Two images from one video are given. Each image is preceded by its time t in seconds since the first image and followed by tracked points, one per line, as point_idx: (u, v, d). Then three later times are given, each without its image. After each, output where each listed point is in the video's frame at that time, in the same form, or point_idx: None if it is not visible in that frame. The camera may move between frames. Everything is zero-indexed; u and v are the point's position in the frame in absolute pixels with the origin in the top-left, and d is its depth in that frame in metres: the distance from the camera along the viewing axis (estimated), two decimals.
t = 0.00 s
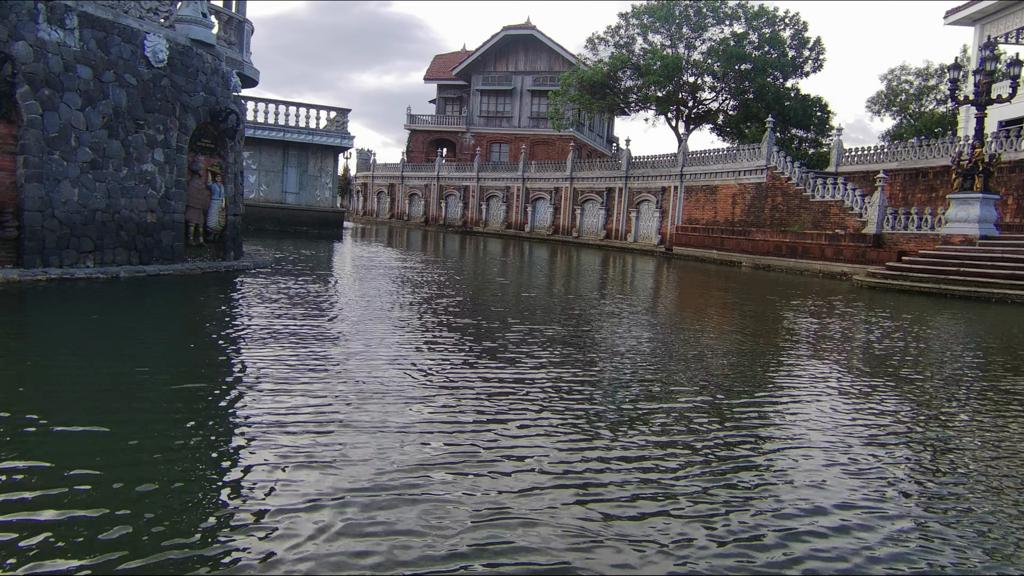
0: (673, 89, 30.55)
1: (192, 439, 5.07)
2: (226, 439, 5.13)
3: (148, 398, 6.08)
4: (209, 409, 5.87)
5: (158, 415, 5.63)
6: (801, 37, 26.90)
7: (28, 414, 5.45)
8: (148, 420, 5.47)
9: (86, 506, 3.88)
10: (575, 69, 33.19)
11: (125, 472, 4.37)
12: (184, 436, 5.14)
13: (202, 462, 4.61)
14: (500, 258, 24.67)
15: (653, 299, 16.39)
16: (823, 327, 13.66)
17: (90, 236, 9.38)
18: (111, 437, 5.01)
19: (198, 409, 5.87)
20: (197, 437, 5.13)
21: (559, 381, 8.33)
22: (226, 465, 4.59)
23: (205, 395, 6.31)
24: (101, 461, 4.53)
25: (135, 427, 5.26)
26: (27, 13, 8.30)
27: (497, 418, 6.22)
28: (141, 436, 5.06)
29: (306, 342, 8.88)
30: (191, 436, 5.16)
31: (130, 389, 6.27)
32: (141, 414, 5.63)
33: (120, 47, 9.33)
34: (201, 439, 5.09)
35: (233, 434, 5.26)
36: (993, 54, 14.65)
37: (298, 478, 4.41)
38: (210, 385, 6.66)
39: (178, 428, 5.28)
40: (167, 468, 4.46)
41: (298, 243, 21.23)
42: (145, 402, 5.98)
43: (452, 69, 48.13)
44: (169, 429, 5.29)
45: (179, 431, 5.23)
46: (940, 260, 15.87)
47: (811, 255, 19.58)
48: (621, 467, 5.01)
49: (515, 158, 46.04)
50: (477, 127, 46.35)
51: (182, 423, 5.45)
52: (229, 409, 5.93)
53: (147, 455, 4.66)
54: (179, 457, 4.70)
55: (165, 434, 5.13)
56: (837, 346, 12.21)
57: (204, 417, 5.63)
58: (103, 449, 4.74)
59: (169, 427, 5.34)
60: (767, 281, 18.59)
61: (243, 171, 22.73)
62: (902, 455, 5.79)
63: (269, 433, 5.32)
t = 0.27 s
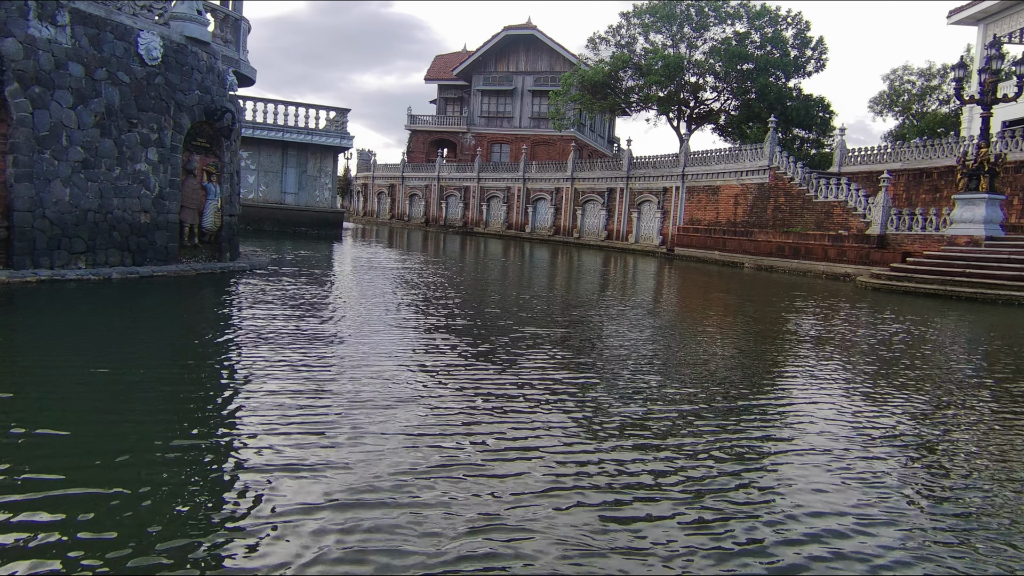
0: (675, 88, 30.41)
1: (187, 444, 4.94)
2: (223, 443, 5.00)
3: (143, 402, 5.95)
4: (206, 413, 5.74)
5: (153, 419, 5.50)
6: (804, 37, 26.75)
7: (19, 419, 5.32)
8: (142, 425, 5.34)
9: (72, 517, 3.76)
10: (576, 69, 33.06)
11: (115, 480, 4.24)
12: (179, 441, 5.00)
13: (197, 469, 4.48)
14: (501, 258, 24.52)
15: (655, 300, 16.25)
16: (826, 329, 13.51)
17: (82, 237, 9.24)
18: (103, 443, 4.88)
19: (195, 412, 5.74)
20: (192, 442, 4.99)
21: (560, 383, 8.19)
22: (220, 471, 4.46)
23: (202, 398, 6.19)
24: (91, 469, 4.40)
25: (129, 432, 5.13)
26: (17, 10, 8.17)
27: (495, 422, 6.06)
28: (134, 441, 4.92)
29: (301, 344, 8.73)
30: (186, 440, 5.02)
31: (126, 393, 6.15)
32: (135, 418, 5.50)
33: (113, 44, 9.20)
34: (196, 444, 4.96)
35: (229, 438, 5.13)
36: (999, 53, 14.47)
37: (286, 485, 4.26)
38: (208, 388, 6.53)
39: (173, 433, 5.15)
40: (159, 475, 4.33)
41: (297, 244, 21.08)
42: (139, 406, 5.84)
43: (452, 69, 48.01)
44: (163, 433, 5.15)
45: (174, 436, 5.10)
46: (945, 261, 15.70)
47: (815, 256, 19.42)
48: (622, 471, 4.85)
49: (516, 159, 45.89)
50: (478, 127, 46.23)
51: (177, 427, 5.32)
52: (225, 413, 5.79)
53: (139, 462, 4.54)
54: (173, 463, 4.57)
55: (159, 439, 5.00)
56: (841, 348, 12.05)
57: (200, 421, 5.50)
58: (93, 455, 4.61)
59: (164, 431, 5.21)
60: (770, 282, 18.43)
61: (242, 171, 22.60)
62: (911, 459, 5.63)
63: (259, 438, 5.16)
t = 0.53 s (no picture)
0: (676, 88, 30.27)
1: (180, 446, 4.81)
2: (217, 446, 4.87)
3: (137, 404, 5.83)
4: (201, 415, 5.62)
5: (147, 421, 5.38)
6: (806, 36, 26.59)
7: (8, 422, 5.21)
8: (135, 427, 5.22)
9: (58, 522, 3.63)
10: (577, 69, 32.94)
11: (104, 482, 4.12)
12: (172, 443, 4.88)
13: (189, 471, 4.35)
14: (502, 259, 24.37)
15: (657, 301, 16.10)
16: (829, 330, 13.35)
17: (73, 238, 9.10)
18: (94, 445, 4.76)
19: (191, 414, 5.62)
20: (186, 444, 4.87)
21: (561, 384, 8.05)
22: (213, 474, 4.33)
23: (198, 400, 6.07)
24: (83, 470, 4.30)
25: (120, 434, 5.01)
26: (6, 6, 8.01)
27: (491, 426, 5.90)
28: (126, 443, 4.81)
29: (296, 345, 8.58)
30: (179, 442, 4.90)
31: (120, 396, 6.03)
32: (128, 421, 5.38)
33: (106, 41, 9.06)
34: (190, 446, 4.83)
35: (223, 440, 5.00)
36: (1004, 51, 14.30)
37: (273, 491, 4.10)
38: (204, 390, 6.41)
39: (167, 435, 5.04)
40: (150, 478, 4.21)
41: (296, 245, 20.94)
42: (133, 409, 5.72)
43: (453, 69, 47.88)
44: (157, 435, 5.03)
45: (168, 437, 4.97)
46: (950, 262, 15.53)
47: (818, 257, 19.25)
48: (620, 477, 4.69)
49: (517, 159, 45.73)
50: (478, 128, 46.11)
51: (171, 429, 5.20)
52: (221, 415, 5.67)
53: (130, 464, 4.41)
54: (166, 466, 4.44)
55: (152, 441, 4.88)
56: (845, 349, 11.90)
57: (194, 423, 5.37)
58: (84, 457, 4.50)
59: (158, 434, 5.09)
60: (773, 283, 18.26)
61: (241, 172, 22.48)
62: (918, 464, 5.46)
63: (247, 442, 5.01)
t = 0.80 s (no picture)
0: (679, 87, 30.03)
1: (171, 461, 4.71)
2: (209, 460, 4.77)
3: (129, 410, 5.72)
4: (194, 424, 5.51)
5: (138, 431, 5.27)
6: (810, 35, 26.34)
7: None
8: (125, 438, 5.11)
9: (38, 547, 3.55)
10: (579, 68, 32.72)
11: (89, 503, 4.04)
12: (162, 457, 4.78)
13: (178, 491, 4.26)
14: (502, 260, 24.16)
15: (658, 302, 15.92)
16: (833, 332, 13.17)
17: (61, 238, 8.92)
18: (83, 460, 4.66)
19: (183, 423, 5.51)
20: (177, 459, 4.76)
21: (561, 387, 7.86)
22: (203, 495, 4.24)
23: (192, 407, 5.94)
24: (68, 488, 4.20)
25: (109, 447, 4.90)
26: None
27: (484, 437, 5.72)
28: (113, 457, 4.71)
29: (289, 348, 8.39)
30: (169, 457, 4.80)
31: (112, 401, 5.92)
32: (118, 429, 5.27)
33: (95, 37, 8.87)
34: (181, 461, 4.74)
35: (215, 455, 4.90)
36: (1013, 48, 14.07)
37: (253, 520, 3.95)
38: (197, 395, 6.29)
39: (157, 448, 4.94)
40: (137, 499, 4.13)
41: (295, 246, 20.76)
42: (123, 415, 5.61)
43: (454, 69, 47.67)
44: (147, 448, 4.93)
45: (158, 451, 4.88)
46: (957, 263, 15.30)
47: (822, 258, 19.03)
48: (614, 505, 4.54)
49: (519, 159, 45.51)
50: (479, 127, 45.90)
51: (162, 440, 5.10)
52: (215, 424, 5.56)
53: (118, 483, 4.33)
54: (155, 485, 4.35)
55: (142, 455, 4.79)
56: (849, 352, 11.71)
57: (187, 433, 5.27)
58: (72, 474, 4.41)
59: (149, 445, 5.00)
60: (776, 285, 18.06)
61: (239, 171, 22.30)
62: (923, 485, 5.30)
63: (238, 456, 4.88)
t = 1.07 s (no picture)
0: (681, 87, 29.83)
1: (165, 467, 4.61)
2: (204, 466, 4.67)
3: (123, 414, 5.61)
4: (190, 429, 5.41)
5: (132, 435, 5.18)
6: (813, 34, 26.13)
7: None
8: (118, 443, 5.01)
9: (24, 556, 3.45)
10: (580, 67, 32.53)
11: (79, 509, 3.94)
12: (152, 463, 4.67)
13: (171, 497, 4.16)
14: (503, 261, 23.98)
15: (660, 302, 15.77)
16: (836, 333, 13.01)
17: (51, 239, 8.77)
18: (74, 465, 4.56)
19: (178, 427, 5.41)
20: (171, 464, 4.67)
21: (562, 389, 7.71)
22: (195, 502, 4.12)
23: (188, 411, 5.85)
24: (54, 495, 4.10)
25: (102, 453, 4.80)
26: None
27: (479, 442, 5.56)
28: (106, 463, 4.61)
29: (283, 350, 8.24)
30: (163, 463, 4.70)
31: (106, 404, 5.81)
32: (105, 435, 5.14)
33: (85, 33, 8.74)
34: (175, 467, 4.64)
35: (209, 461, 4.79)
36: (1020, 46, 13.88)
37: (236, 531, 3.80)
38: (194, 398, 6.19)
39: (151, 453, 4.85)
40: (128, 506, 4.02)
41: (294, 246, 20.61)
42: (117, 419, 5.51)
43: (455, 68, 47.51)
44: (141, 453, 4.83)
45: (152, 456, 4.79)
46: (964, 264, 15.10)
47: (826, 258, 18.85)
48: (611, 509, 4.38)
49: (520, 159, 45.33)
50: (480, 127, 45.74)
51: (157, 445, 5.00)
52: (211, 428, 5.46)
53: (109, 488, 4.23)
54: (147, 491, 4.25)
55: (136, 461, 4.69)
56: (853, 353, 11.56)
57: (181, 438, 5.17)
58: (61, 480, 4.31)
59: (142, 451, 4.89)
60: (779, 285, 17.90)
61: (238, 171, 22.14)
62: (930, 492, 5.14)
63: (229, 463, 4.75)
